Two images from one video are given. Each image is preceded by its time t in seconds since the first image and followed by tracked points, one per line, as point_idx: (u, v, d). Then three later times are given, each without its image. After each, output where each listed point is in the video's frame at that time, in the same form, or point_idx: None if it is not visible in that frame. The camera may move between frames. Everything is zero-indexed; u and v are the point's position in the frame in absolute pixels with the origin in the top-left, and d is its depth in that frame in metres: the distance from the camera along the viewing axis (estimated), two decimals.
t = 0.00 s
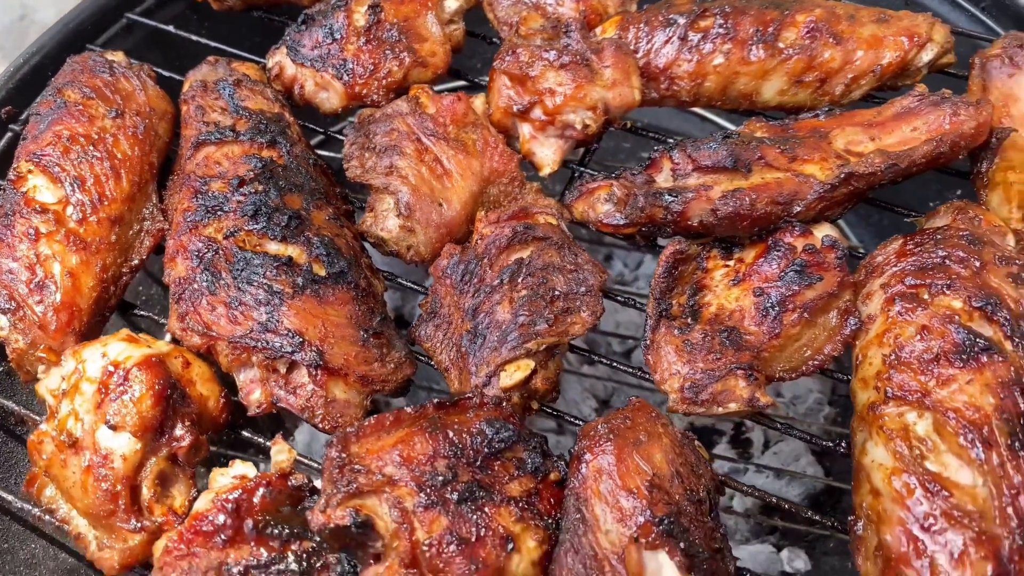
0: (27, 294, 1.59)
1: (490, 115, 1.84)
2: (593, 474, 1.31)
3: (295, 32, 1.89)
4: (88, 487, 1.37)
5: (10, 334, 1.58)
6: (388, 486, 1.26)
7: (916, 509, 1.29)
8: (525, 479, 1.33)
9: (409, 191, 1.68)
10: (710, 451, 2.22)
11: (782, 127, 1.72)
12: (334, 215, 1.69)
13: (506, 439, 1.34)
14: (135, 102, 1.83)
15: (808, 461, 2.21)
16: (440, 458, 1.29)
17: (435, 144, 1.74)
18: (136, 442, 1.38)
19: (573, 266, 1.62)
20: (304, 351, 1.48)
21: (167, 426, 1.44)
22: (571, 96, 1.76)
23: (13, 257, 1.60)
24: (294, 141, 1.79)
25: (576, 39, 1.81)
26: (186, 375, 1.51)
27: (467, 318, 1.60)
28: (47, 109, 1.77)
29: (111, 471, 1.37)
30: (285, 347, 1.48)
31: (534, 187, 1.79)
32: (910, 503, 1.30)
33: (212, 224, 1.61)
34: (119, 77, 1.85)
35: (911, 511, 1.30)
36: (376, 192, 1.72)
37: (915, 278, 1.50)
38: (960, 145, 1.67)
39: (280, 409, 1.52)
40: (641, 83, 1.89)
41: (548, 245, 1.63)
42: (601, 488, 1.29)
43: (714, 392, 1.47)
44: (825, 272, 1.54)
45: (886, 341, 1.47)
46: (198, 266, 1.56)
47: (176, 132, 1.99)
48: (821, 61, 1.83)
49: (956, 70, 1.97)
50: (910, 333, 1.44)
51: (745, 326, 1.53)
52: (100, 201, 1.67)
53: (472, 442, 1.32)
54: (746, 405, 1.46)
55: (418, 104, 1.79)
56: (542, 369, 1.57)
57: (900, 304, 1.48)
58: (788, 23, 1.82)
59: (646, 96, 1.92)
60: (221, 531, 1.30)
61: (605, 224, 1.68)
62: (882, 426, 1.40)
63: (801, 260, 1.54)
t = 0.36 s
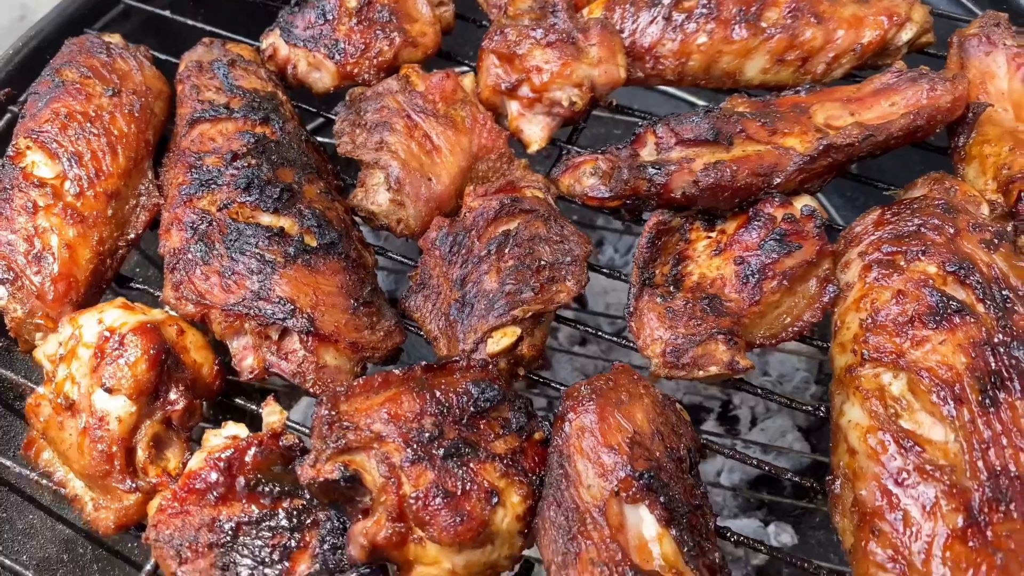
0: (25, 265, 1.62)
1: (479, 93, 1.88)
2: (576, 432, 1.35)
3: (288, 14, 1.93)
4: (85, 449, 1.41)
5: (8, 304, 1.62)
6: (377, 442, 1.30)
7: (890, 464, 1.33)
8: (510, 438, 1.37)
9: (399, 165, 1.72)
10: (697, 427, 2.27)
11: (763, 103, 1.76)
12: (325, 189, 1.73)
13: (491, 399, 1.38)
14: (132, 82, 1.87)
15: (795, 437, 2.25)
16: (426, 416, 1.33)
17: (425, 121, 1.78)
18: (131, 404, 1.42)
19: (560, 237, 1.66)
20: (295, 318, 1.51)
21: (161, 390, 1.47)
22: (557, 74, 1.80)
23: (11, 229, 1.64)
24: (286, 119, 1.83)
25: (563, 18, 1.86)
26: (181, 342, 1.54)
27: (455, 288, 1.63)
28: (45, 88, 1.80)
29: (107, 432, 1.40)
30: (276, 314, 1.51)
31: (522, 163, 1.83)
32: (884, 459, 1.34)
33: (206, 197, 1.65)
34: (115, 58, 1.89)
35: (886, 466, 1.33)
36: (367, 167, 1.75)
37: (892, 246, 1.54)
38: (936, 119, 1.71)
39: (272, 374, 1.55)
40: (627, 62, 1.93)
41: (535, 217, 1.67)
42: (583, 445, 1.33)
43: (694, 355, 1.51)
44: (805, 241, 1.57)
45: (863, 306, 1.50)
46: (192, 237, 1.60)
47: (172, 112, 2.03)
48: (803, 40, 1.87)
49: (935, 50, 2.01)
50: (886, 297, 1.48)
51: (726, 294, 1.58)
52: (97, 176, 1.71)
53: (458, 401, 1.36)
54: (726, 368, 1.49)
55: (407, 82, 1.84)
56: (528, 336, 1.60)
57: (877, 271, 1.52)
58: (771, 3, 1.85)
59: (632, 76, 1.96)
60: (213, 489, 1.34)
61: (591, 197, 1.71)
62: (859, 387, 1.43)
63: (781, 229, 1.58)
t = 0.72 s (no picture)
0: (28, 246, 1.67)
1: (473, 81, 1.93)
2: (564, 402, 1.38)
3: (285, 4, 1.98)
4: (87, 421, 1.45)
5: (12, 284, 1.66)
6: (371, 411, 1.34)
7: (869, 432, 1.36)
8: (500, 409, 1.41)
9: (393, 149, 1.76)
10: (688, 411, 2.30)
11: (748, 88, 1.80)
12: (321, 173, 1.78)
13: (482, 370, 1.42)
14: (133, 70, 1.92)
15: (784, 420, 2.29)
16: (419, 386, 1.37)
17: (418, 107, 1.82)
18: (132, 378, 1.46)
19: (550, 218, 1.70)
20: (292, 296, 1.55)
21: (162, 365, 1.51)
22: (548, 60, 1.84)
23: (15, 212, 1.68)
24: (284, 105, 1.87)
25: (554, 7, 1.89)
26: (181, 320, 1.58)
27: (448, 268, 1.67)
28: (48, 77, 1.85)
29: (109, 406, 1.44)
30: (274, 292, 1.55)
31: (514, 148, 1.88)
32: (864, 427, 1.37)
33: (206, 180, 1.69)
34: (117, 48, 1.93)
35: (865, 434, 1.37)
36: (362, 152, 1.80)
37: (873, 224, 1.58)
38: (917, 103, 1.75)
39: (269, 351, 1.60)
40: (616, 51, 1.97)
41: (526, 199, 1.71)
42: (571, 414, 1.37)
43: (680, 330, 1.55)
44: (788, 220, 1.62)
45: (845, 282, 1.54)
46: (192, 219, 1.64)
47: (172, 102, 2.07)
48: (788, 28, 1.91)
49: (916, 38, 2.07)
50: (867, 273, 1.52)
51: (711, 272, 1.62)
52: (98, 160, 1.75)
53: (450, 372, 1.40)
54: (711, 342, 1.54)
55: (402, 70, 1.88)
56: (519, 313, 1.64)
57: (858, 248, 1.56)
58: None
59: (621, 64, 2.01)
60: (211, 458, 1.37)
61: (580, 180, 1.76)
62: (840, 359, 1.47)
63: (765, 208, 1.62)
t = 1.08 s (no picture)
0: (26, 236, 1.69)
1: (465, 74, 1.96)
2: (553, 384, 1.41)
3: None
4: (83, 406, 1.47)
5: (10, 273, 1.68)
6: (362, 393, 1.36)
7: (853, 413, 1.38)
8: (490, 391, 1.43)
9: (386, 141, 1.78)
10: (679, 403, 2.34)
11: (736, 79, 1.83)
12: (315, 164, 1.80)
13: (472, 353, 1.44)
14: (129, 65, 1.94)
15: (776, 411, 2.30)
16: (410, 368, 1.39)
17: (411, 99, 1.85)
18: (128, 363, 1.48)
19: (540, 207, 1.72)
20: (285, 283, 1.57)
21: (157, 351, 1.53)
22: (539, 53, 1.87)
23: (13, 203, 1.70)
24: (278, 98, 1.90)
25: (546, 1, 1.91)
26: (176, 308, 1.60)
27: (440, 256, 1.69)
28: (46, 71, 1.87)
29: (104, 390, 1.46)
30: (267, 279, 1.57)
31: (505, 140, 1.90)
32: (848, 408, 1.39)
33: (201, 170, 1.72)
34: (114, 43, 1.95)
35: (849, 415, 1.39)
36: (355, 143, 1.82)
37: (858, 211, 1.60)
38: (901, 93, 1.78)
39: (263, 338, 1.62)
40: (606, 44, 2.00)
41: (516, 189, 1.73)
42: (560, 396, 1.39)
43: (668, 316, 1.58)
44: (774, 208, 1.64)
45: (830, 268, 1.56)
46: (187, 209, 1.67)
47: (169, 96, 2.10)
48: (775, 21, 1.94)
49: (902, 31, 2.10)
50: (851, 258, 1.54)
51: (699, 259, 1.64)
52: (95, 152, 1.78)
53: (440, 355, 1.42)
54: (698, 327, 1.56)
55: (395, 63, 1.91)
56: (510, 300, 1.67)
57: (843, 234, 1.58)
58: None
59: (611, 58, 2.03)
60: (205, 441, 1.39)
61: (570, 170, 1.78)
62: (825, 342, 1.49)
63: (751, 196, 1.65)
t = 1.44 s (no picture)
0: (20, 232, 1.72)
1: (453, 73, 1.99)
2: (537, 373, 1.43)
3: (271, 1, 2.04)
4: (75, 396, 1.49)
5: (5, 268, 1.71)
6: (349, 381, 1.38)
7: (831, 399, 1.40)
8: (475, 380, 1.46)
9: (374, 137, 1.81)
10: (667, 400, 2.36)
11: (718, 76, 1.86)
12: (305, 160, 1.83)
13: (457, 343, 1.47)
14: (123, 65, 1.97)
15: (762, 406, 2.32)
16: (396, 357, 1.42)
17: (399, 97, 1.88)
18: (119, 354, 1.50)
19: (526, 202, 1.75)
20: (274, 276, 1.60)
21: (148, 343, 1.56)
22: (525, 52, 1.90)
23: (8, 199, 1.73)
24: (269, 97, 1.93)
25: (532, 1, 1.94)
26: (167, 301, 1.63)
27: (427, 250, 1.72)
28: (41, 71, 1.90)
29: (96, 381, 1.49)
30: (257, 272, 1.60)
31: (492, 137, 1.94)
32: (826, 395, 1.41)
33: (192, 167, 1.75)
34: (108, 43, 1.99)
35: (827, 401, 1.41)
36: (344, 140, 1.85)
37: (837, 204, 1.63)
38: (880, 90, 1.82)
39: (252, 330, 1.65)
40: (592, 44, 2.03)
41: (502, 184, 1.76)
42: (543, 384, 1.41)
43: (650, 307, 1.61)
44: (755, 201, 1.67)
45: (809, 259, 1.59)
46: (178, 204, 1.70)
47: (162, 96, 2.13)
48: (758, 20, 1.97)
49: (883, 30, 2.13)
50: (830, 250, 1.57)
51: (681, 251, 1.67)
52: (89, 150, 1.81)
53: (426, 345, 1.45)
54: (680, 318, 1.59)
55: (384, 62, 1.94)
56: (496, 293, 1.70)
57: (822, 227, 1.61)
58: None
59: (597, 57, 2.06)
60: (195, 429, 1.42)
61: (556, 166, 1.82)
62: (805, 331, 1.51)
63: (733, 189, 1.68)
